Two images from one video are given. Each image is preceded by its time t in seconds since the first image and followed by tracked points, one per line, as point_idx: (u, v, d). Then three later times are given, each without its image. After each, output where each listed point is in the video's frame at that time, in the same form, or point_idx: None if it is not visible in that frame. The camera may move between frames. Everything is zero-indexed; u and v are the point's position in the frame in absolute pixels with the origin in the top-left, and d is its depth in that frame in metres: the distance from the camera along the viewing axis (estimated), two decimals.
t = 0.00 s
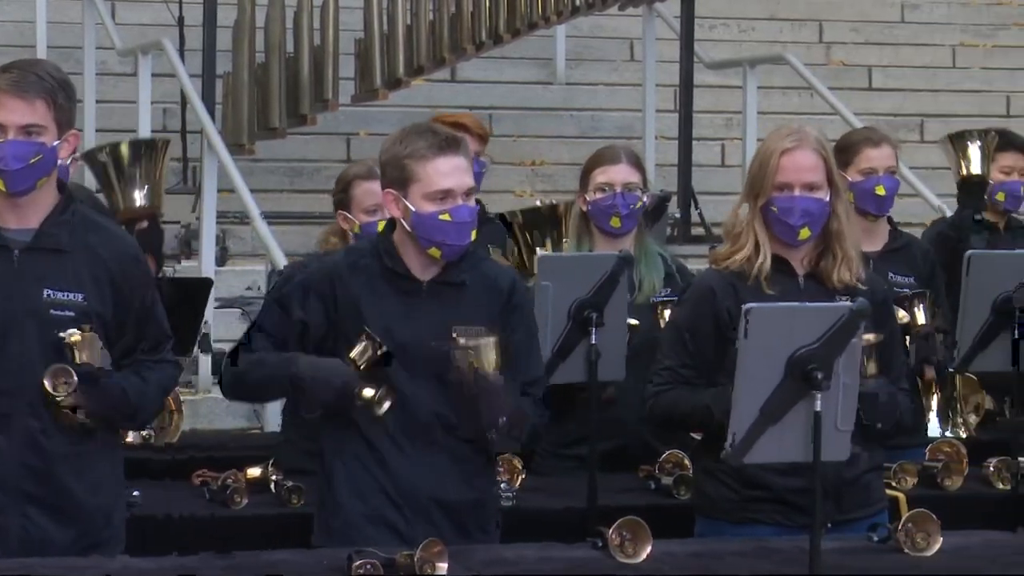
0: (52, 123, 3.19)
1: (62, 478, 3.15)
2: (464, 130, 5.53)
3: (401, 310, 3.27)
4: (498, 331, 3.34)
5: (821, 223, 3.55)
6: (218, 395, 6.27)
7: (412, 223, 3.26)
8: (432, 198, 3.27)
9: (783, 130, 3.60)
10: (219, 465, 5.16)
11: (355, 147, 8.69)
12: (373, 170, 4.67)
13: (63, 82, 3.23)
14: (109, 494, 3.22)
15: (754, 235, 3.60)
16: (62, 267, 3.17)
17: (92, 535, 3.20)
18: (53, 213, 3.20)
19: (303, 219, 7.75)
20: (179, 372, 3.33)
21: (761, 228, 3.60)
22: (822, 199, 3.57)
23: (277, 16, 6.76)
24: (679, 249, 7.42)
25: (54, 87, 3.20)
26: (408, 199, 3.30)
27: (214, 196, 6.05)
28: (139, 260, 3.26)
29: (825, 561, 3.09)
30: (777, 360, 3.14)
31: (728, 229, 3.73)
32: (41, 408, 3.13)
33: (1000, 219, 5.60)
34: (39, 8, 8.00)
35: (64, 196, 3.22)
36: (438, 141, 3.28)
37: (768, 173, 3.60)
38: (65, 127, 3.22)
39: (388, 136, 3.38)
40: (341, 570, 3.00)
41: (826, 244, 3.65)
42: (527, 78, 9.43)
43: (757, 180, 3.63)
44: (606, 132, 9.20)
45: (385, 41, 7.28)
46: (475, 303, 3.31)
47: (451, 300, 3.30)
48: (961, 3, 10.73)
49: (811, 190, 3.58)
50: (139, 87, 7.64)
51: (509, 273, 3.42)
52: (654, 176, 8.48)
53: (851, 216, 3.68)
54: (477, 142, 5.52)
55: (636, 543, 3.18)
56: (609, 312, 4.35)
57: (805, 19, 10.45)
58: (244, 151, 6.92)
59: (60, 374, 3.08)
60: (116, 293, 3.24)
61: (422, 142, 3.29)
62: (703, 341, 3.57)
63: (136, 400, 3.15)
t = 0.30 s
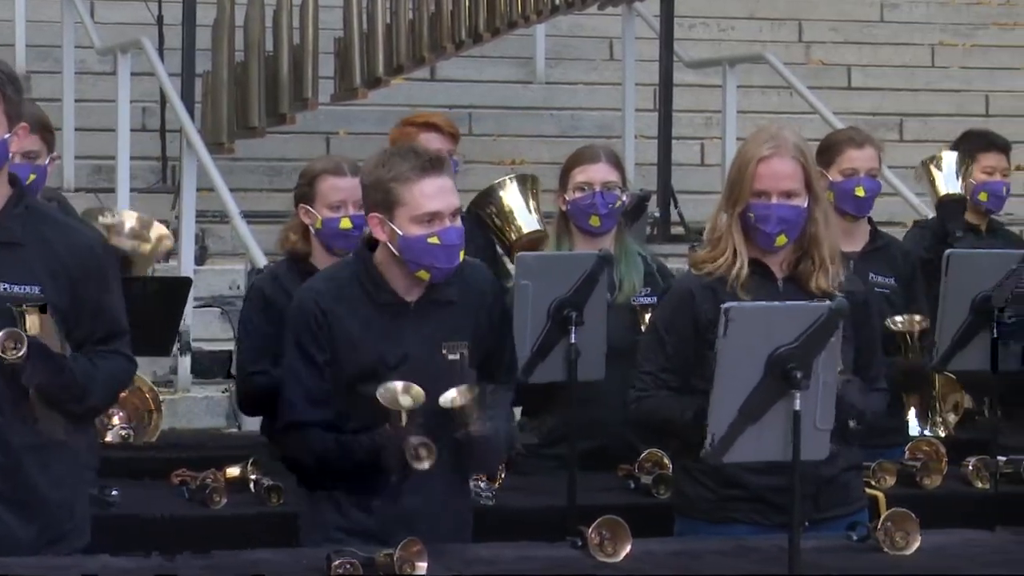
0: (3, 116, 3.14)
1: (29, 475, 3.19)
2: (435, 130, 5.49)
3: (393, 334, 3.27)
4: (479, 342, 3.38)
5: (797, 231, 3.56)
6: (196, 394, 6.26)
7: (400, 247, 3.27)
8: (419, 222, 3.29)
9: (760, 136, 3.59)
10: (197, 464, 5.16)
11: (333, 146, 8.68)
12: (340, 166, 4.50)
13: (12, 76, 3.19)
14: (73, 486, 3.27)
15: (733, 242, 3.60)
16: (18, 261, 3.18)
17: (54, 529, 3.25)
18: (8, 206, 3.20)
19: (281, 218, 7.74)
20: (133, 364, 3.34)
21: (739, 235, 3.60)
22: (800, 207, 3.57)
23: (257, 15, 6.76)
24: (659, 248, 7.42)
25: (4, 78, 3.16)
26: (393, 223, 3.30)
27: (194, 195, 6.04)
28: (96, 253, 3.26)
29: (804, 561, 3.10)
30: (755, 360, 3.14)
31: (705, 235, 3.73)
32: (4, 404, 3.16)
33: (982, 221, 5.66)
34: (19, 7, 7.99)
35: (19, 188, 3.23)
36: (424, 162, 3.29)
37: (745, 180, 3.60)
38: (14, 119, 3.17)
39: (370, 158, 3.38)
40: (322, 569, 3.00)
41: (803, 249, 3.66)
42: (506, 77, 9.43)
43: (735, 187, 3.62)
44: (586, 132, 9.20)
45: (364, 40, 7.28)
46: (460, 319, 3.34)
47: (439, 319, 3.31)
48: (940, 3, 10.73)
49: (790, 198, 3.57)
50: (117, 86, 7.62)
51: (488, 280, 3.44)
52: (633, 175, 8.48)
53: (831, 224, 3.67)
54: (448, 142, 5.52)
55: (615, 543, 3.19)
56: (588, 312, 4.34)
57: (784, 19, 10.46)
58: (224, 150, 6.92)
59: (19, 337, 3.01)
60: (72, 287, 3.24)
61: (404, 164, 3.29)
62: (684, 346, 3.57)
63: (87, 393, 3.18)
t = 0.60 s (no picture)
0: None
1: None
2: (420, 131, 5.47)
3: (374, 340, 3.37)
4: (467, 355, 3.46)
5: (775, 217, 3.59)
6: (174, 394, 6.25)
7: (394, 259, 3.32)
8: (414, 236, 3.33)
9: (735, 128, 3.65)
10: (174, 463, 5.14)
11: (312, 146, 8.68)
12: (329, 166, 4.59)
13: None
14: (41, 483, 3.36)
15: (709, 232, 3.62)
16: None
17: (24, 529, 3.33)
18: None
19: (259, 218, 7.73)
20: (104, 360, 3.45)
21: (716, 223, 3.63)
22: (775, 192, 3.60)
23: (235, 14, 6.77)
24: (637, 247, 7.41)
25: None
26: (388, 234, 3.35)
27: (172, 194, 6.04)
28: (59, 249, 3.40)
29: (781, 561, 3.10)
30: (734, 360, 3.14)
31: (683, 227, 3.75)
32: None
33: (963, 218, 5.70)
34: None
35: None
36: (420, 178, 3.34)
37: (720, 170, 3.63)
38: None
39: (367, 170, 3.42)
40: (300, 565, 3.00)
41: (778, 241, 3.68)
42: (485, 76, 9.44)
43: (710, 179, 3.65)
44: (565, 131, 9.20)
45: (343, 39, 7.28)
46: (446, 331, 3.43)
47: (425, 331, 3.40)
48: (919, 2, 10.77)
49: (765, 183, 3.61)
50: (95, 85, 7.62)
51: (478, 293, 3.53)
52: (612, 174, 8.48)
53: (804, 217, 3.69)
54: (433, 143, 5.49)
55: (592, 541, 3.19)
56: (567, 310, 4.34)
57: (762, 19, 10.46)
58: (202, 150, 6.91)
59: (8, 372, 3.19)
60: (39, 281, 3.37)
61: (403, 178, 3.34)
62: (657, 345, 3.62)
63: (66, 394, 3.32)
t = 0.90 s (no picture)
0: None
1: None
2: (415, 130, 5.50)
3: (353, 316, 3.35)
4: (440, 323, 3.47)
5: (750, 211, 3.59)
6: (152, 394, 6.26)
7: (363, 230, 3.32)
8: (382, 205, 3.33)
9: (710, 122, 3.66)
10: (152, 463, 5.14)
11: (291, 146, 8.68)
12: (302, 166, 4.62)
13: None
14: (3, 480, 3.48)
15: (685, 227, 3.63)
16: None
17: None
18: None
19: (236, 219, 7.73)
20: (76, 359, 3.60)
21: (691, 218, 3.64)
22: (750, 186, 3.62)
23: (214, 13, 6.77)
24: (616, 248, 7.42)
25: None
26: (357, 205, 3.35)
27: (151, 194, 6.04)
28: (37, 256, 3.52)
29: (758, 560, 3.11)
30: (713, 359, 3.14)
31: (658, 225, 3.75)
32: None
33: (946, 221, 5.67)
34: None
35: None
36: (388, 147, 3.35)
37: (696, 164, 3.65)
38: None
39: (338, 144, 3.43)
40: (278, 565, 3.00)
41: (753, 238, 3.68)
42: (464, 76, 9.45)
43: (686, 173, 3.67)
44: (544, 131, 9.21)
45: (321, 39, 7.29)
46: (423, 298, 3.43)
47: (403, 300, 3.40)
48: (897, 3, 10.82)
49: (740, 178, 3.62)
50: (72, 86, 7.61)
51: (445, 267, 3.55)
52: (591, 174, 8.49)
53: (779, 214, 3.71)
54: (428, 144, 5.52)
55: (571, 541, 3.19)
56: (546, 310, 4.34)
57: (741, 19, 10.48)
58: (180, 150, 6.91)
59: (7, 359, 3.37)
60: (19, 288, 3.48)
61: (372, 148, 3.35)
62: (634, 340, 3.61)
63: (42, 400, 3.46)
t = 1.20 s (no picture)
0: None
1: None
2: (411, 127, 5.45)
3: (326, 311, 3.35)
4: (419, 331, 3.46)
5: (716, 219, 3.60)
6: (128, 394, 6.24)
7: (338, 221, 3.33)
8: (357, 196, 3.35)
9: (679, 128, 3.67)
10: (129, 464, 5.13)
11: (267, 146, 8.67)
12: (263, 168, 4.62)
13: None
14: None
15: (652, 233, 3.63)
16: None
17: None
18: None
19: (212, 218, 7.72)
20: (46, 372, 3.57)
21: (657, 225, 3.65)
22: (717, 194, 3.63)
23: (189, 12, 6.77)
24: (592, 247, 7.42)
25: None
26: (333, 197, 3.36)
27: (126, 194, 6.03)
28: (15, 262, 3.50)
29: (735, 559, 3.11)
30: (689, 358, 3.14)
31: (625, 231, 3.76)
32: None
33: (931, 221, 5.71)
34: None
35: None
36: (365, 139, 3.37)
37: (664, 170, 3.66)
38: None
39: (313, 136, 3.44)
40: (255, 566, 2.99)
41: (721, 244, 3.69)
42: (440, 75, 9.45)
43: (653, 179, 3.68)
44: (520, 130, 9.21)
45: (297, 39, 7.28)
46: (399, 301, 3.42)
47: (377, 301, 3.39)
48: (873, 2, 10.83)
49: (708, 185, 3.63)
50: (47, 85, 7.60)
51: (425, 270, 3.54)
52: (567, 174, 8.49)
53: (746, 224, 3.72)
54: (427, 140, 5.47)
55: (547, 541, 3.19)
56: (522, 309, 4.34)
57: (717, 18, 10.49)
58: (155, 150, 6.91)
59: None
60: None
61: (348, 139, 3.37)
62: (600, 342, 3.61)
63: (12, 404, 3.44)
